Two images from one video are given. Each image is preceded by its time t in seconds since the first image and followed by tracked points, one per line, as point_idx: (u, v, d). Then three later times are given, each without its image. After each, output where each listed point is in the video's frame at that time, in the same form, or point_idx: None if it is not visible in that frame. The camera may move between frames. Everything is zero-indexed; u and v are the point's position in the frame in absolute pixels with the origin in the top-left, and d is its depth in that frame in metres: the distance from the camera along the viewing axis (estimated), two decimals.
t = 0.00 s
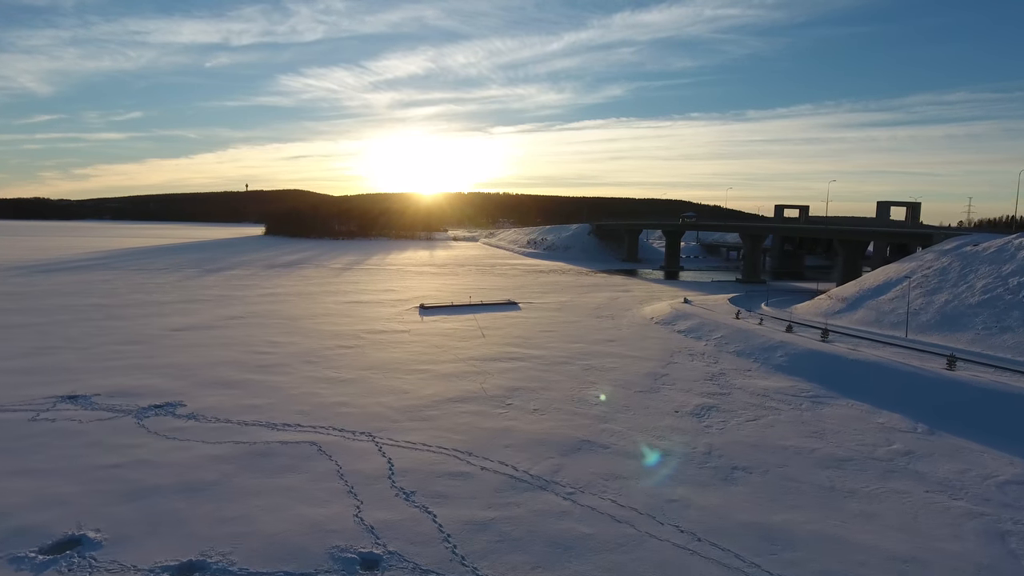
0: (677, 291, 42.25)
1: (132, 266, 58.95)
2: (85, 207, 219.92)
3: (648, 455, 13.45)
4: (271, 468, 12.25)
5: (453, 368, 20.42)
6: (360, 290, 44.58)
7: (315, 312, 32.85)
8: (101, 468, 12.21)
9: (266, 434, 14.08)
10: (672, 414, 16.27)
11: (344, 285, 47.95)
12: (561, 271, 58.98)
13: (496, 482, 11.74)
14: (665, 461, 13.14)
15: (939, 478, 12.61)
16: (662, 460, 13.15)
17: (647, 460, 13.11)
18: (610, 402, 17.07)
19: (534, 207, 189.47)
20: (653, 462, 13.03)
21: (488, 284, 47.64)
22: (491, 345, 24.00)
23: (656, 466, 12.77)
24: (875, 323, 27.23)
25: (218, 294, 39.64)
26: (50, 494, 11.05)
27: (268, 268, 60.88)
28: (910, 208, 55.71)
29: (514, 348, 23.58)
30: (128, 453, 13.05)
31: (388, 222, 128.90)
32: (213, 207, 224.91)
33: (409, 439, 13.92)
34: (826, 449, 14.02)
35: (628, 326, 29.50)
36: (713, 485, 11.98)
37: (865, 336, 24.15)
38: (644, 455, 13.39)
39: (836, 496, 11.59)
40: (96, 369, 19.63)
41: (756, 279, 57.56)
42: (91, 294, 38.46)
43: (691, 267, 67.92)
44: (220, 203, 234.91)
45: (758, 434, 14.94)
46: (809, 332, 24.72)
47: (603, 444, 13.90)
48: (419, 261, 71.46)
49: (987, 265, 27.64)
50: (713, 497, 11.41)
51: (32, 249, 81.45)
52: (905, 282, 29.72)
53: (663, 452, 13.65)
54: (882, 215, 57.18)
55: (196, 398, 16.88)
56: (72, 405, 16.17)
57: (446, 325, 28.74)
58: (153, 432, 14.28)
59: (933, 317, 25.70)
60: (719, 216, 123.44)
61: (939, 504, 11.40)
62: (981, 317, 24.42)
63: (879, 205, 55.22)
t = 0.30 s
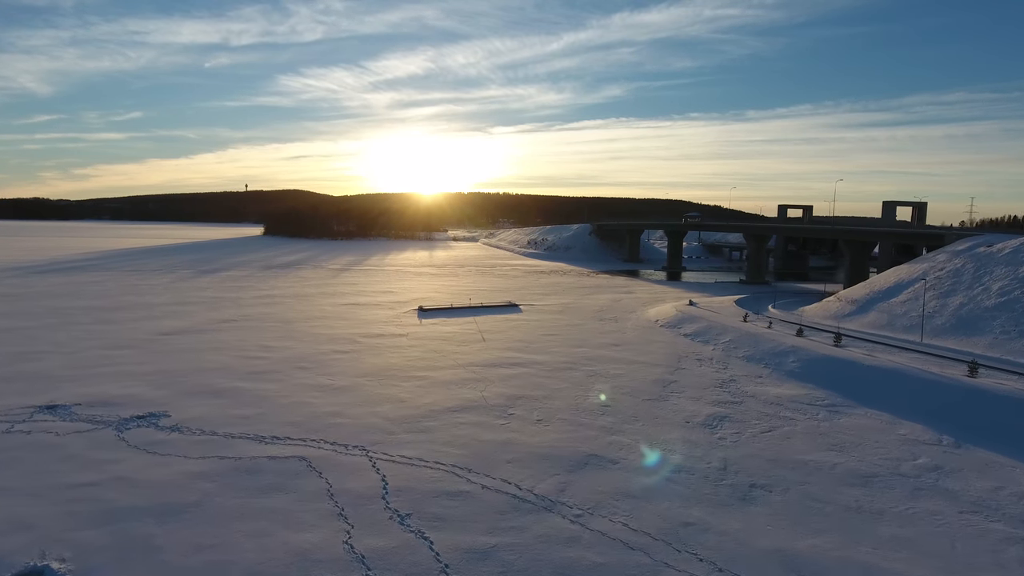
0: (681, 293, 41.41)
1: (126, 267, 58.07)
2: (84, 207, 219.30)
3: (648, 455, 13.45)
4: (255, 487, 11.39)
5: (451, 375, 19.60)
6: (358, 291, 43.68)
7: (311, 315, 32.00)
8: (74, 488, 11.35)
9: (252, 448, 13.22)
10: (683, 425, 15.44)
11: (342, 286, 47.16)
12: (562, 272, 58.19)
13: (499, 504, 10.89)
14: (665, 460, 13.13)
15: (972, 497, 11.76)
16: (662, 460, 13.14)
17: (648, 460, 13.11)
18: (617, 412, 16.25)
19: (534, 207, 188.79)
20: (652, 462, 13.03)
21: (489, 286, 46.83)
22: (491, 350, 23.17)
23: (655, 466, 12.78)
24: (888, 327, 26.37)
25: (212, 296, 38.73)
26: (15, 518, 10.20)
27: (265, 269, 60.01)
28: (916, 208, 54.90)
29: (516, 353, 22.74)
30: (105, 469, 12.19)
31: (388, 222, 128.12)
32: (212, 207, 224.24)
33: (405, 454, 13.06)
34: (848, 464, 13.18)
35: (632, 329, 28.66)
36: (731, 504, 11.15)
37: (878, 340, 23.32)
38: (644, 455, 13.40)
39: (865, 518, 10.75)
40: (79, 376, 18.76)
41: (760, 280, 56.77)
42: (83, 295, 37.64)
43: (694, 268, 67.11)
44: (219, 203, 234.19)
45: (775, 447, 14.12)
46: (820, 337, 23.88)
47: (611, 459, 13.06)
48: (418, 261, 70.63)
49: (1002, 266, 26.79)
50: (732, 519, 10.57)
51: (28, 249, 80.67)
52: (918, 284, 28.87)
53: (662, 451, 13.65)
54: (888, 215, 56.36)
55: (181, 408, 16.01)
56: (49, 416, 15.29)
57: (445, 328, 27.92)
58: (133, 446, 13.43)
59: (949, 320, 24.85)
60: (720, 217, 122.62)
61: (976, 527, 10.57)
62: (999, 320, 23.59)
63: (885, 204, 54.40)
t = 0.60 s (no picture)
0: (686, 295, 40.60)
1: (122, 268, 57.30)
2: (84, 207, 218.68)
3: (648, 455, 13.46)
4: (238, 509, 10.56)
5: (451, 382, 18.78)
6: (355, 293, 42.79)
7: (308, 318, 31.18)
8: (42, 510, 10.50)
9: (238, 465, 12.41)
10: (695, 438, 14.61)
11: (340, 287, 46.36)
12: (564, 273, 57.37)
13: (502, 528, 10.06)
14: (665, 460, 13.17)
15: (1010, 519, 10.93)
16: (662, 460, 13.15)
17: (648, 460, 13.13)
18: (625, 423, 15.43)
19: (534, 207, 188.09)
20: (653, 461, 13.04)
21: (490, 287, 45.99)
22: (492, 355, 22.36)
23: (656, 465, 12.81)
24: (902, 331, 25.55)
25: (207, 298, 37.86)
26: None
27: (263, 270, 59.18)
28: (923, 208, 54.05)
29: (518, 358, 21.92)
30: (78, 488, 11.39)
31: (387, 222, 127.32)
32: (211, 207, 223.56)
33: (400, 471, 12.21)
34: (873, 481, 12.36)
35: (637, 333, 27.83)
36: (752, 528, 10.33)
37: (893, 346, 22.50)
38: (644, 455, 13.41)
39: (898, 544, 9.92)
40: (62, 384, 17.95)
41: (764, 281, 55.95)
42: (75, 298, 36.85)
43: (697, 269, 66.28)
44: (218, 203, 233.49)
45: (793, 461, 13.32)
46: (833, 341, 23.06)
47: (621, 476, 12.23)
48: (418, 262, 69.84)
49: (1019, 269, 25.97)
50: (755, 545, 9.74)
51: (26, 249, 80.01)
52: (931, 287, 28.06)
53: (663, 451, 13.67)
54: (894, 215, 55.52)
55: (165, 419, 15.17)
56: (26, 427, 14.49)
57: (444, 332, 27.10)
58: (112, 461, 12.63)
59: (965, 324, 24.03)
60: (722, 217, 121.83)
61: (1018, 554, 9.75)
62: (1017, 324, 22.76)
63: (891, 203, 53.55)
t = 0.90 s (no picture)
0: (690, 296, 39.76)
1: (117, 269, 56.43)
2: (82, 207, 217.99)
3: (648, 454, 13.49)
4: (219, 535, 9.73)
5: (449, 390, 17.94)
6: (353, 295, 41.92)
7: (303, 321, 30.32)
8: (6, 536, 9.67)
9: (222, 483, 11.58)
10: (709, 451, 13.79)
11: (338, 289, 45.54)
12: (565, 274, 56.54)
13: (505, 557, 9.23)
14: (664, 459, 13.24)
15: None
16: (662, 459, 13.21)
17: (648, 459, 13.17)
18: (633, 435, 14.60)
19: (534, 207, 187.40)
20: (653, 461, 13.08)
21: (490, 288, 45.16)
22: (493, 361, 21.52)
23: (656, 465, 12.85)
24: (916, 335, 24.72)
25: (200, 301, 36.96)
26: None
27: (261, 271, 58.32)
28: (930, 208, 53.24)
29: (519, 364, 21.07)
30: (48, 510, 10.54)
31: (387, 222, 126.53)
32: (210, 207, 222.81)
33: (395, 490, 11.38)
34: (903, 501, 11.52)
35: (642, 336, 26.98)
36: (777, 556, 9.49)
37: (909, 351, 21.68)
38: (644, 454, 13.44)
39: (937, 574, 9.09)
40: (42, 392, 17.08)
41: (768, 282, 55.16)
42: (65, 299, 35.99)
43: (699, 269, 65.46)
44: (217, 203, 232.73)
45: (815, 478, 12.51)
46: (846, 346, 22.22)
47: (631, 495, 11.40)
48: (417, 263, 69.00)
49: None
50: None
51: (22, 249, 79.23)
52: (945, 289, 27.23)
53: (663, 450, 13.70)
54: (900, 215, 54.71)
55: (147, 431, 14.32)
56: None
57: (443, 335, 26.25)
58: (86, 479, 11.77)
59: (982, 328, 23.21)
60: (723, 217, 121.14)
61: None
62: None
63: (897, 203, 52.74)
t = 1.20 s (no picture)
0: (694, 298, 38.91)
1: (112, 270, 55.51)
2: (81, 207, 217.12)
3: (648, 454, 13.50)
4: (195, 566, 8.89)
5: (448, 399, 17.11)
6: (350, 297, 41.07)
7: (298, 324, 29.46)
8: None
9: (204, 504, 10.75)
10: (724, 467, 12.95)
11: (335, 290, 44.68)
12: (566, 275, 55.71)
13: None
14: (664, 460, 13.23)
15: None
16: (662, 459, 13.20)
17: (648, 459, 13.19)
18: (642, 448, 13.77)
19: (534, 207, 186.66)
20: (653, 462, 13.11)
21: (491, 290, 44.32)
22: (493, 367, 20.67)
23: (655, 466, 12.83)
24: (931, 340, 23.88)
25: (194, 303, 36.06)
26: None
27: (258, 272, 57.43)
28: (936, 208, 52.37)
29: (521, 371, 20.22)
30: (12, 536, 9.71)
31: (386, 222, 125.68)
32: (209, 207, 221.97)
33: (389, 512, 10.55)
34: (936, 523, 10.69)
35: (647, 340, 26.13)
36: None
37: (925, 357, 20.85)
38: (644, 454, 13.45)
39: None
40: (20, 402, 16.23)
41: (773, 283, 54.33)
42: (55, 301, 35.10)
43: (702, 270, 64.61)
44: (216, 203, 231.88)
45: (838, 496, 11.70)
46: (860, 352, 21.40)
47: (644, 518, 10.56)
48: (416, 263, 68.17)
49: None
50: None
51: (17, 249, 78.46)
52: (959, 293, 26.37)
53: (663, 450, 13.71)
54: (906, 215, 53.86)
55: (128, 445, 13.48)
56: None
57: (442, 340, 25.40)
58: (57, 500, 10.93)
59: (1000, 333, 22.37)
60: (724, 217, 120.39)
61: None
62: None
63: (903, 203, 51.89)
